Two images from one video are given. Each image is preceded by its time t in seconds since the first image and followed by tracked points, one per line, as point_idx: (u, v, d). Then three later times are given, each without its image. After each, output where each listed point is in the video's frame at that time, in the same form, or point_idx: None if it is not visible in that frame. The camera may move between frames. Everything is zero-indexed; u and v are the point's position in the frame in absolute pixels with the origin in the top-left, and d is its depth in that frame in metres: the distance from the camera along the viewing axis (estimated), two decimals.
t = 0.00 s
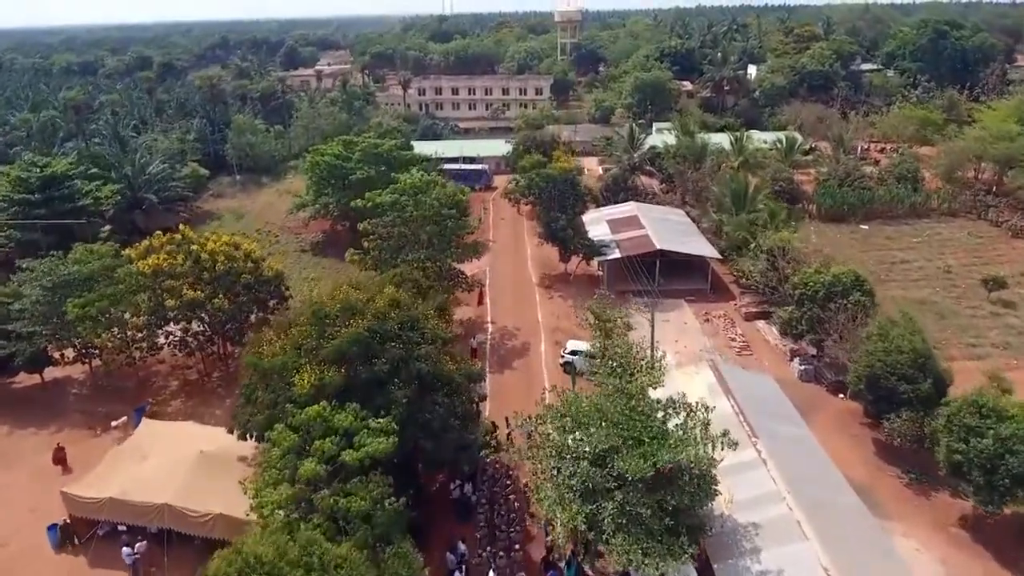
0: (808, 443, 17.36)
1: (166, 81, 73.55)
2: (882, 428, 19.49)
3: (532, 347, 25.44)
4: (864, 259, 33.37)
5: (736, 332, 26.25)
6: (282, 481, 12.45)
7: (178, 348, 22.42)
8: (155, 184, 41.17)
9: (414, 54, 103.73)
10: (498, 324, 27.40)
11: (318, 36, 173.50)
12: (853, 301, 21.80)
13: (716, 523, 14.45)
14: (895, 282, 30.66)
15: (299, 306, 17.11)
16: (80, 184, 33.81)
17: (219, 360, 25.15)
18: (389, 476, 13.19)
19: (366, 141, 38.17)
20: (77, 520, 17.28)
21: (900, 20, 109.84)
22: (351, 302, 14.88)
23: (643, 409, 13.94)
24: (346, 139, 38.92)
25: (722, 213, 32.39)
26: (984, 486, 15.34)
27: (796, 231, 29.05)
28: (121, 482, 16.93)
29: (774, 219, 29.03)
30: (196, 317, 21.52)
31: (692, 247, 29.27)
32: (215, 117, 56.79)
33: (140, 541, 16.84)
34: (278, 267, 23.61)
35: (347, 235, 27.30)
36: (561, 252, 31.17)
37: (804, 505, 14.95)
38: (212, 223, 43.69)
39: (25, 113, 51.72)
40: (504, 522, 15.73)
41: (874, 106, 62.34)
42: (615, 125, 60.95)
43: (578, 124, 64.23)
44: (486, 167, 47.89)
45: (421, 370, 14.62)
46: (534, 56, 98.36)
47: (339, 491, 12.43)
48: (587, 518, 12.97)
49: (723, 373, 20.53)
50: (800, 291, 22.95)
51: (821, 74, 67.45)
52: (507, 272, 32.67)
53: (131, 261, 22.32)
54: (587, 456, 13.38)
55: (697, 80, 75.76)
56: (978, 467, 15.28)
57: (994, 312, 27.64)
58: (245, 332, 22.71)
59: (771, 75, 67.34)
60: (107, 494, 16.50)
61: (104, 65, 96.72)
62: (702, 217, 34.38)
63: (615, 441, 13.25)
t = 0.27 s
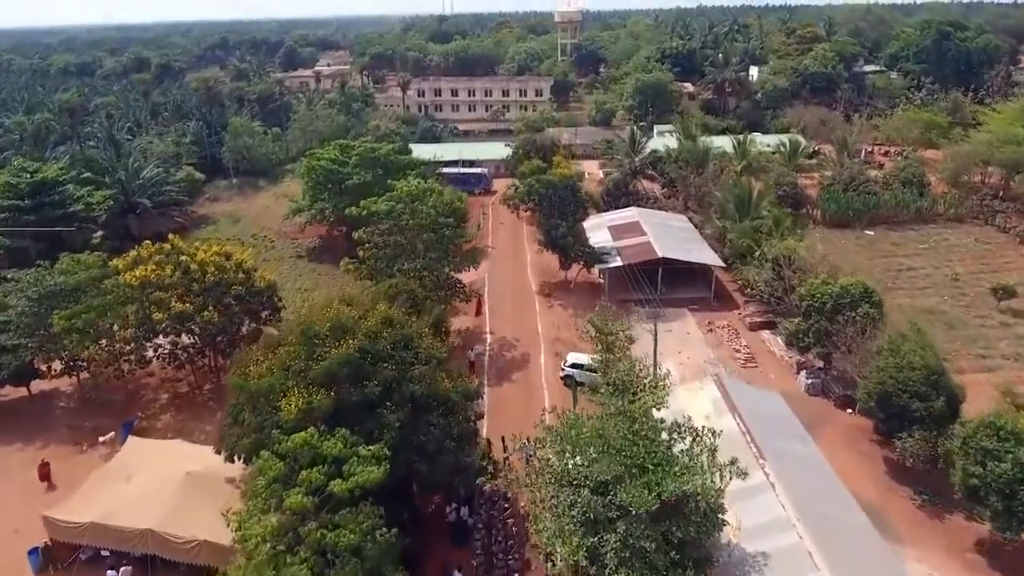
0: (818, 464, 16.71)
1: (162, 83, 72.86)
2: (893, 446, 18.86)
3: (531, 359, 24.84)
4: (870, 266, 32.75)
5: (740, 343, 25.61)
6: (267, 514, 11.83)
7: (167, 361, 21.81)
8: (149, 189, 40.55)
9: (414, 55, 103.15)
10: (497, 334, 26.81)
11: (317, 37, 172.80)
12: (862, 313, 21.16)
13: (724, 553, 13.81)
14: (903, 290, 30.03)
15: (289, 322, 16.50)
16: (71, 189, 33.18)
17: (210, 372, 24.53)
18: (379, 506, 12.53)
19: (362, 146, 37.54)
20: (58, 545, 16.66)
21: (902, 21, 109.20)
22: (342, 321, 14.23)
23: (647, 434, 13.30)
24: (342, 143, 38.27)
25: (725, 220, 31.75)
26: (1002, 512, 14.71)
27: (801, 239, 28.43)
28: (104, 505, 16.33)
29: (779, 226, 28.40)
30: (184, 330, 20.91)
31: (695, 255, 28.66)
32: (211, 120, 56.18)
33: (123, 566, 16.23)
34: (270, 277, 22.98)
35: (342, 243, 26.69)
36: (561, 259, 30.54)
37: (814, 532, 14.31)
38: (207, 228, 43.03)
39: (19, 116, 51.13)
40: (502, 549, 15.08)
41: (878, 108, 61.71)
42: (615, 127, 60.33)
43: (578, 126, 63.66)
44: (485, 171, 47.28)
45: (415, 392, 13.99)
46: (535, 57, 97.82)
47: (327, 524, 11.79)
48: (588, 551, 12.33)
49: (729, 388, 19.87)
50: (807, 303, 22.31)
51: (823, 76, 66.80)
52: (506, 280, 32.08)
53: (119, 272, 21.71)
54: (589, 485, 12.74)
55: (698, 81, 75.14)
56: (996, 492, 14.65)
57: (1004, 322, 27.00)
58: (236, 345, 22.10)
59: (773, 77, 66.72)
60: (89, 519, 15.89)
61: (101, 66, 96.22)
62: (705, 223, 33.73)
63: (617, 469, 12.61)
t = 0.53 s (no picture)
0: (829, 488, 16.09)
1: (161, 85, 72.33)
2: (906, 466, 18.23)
3: (532, 372, 24.25)
4: (877, 274, 32.09)
5: (746, 355, 24.98)
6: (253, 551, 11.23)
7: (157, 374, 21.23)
8: (145, 194, 39.98)
9: (415, 56, 102.64)
10: (497, 345, 26.22)
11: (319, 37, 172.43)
12: (873, 327, 20.55)
13: None
14: (912, 299, 29.36)
15: (279, 340, 15.89)
16: (64, 195, 32.62)
17: (203, 385, 23.96)
18: (371, 539, 11.91)
19: (361, 150, 36.93)
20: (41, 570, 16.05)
21: (907, 22, 108.51)
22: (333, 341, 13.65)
23: (652, 461, 12.71)
24: (340, 147, 37.69)
25: (729, 227, 31.10)
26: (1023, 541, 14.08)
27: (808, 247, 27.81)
28: (88, 529, 15.73)
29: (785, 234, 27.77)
30: (174, 343, 20.30)
31: (700, 263, 28.05)
32: (209, 122, 55.64)
33: None
34: (264, 288, 22.47)
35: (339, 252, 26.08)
36: (562, 267, 29.93)
37: (827, 562, 13.71)
38: (204, 233, 42.47)
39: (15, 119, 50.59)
40: None
41: (884, 110, 61.01)
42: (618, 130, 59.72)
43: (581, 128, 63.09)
44: (486, 174, 46.71)
45: (409, 416, 13.38)
46: (537, 58, 97.30)
47: (315, 560, 11.18)
48: None
49: (737, 404, 19.22)
50: (815, 315, 21.69)
51: (828, 78, 66.14)
52: (507, 288, 31.48)
53: (107, 284, 21.14)
54: (590, 517, 12.12)
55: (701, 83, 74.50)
56: (1016, 520, 14.03)
57: (1017, 333, 26.33)
58: (228, 358, 21.54)
59: (776, 79, 66.14)
60: (72, 543, 15.27)
61: (101, 68, 95.84)
62: (709, 229, 33.09)
63: (621, 501, 12.00)
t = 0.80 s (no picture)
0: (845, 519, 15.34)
1: (159, 88, 71.73)
2: (922, 491, 17.49)
3: (533, 387, 23.56)
4: (887, 284, 31.35)
5: (754, 371, 24.25)
6: None
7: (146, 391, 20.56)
8: (140, 199, 39.36)
9: (416, 58, 101.98)
10: (498, 359, 25.54)
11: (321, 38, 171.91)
12: (887, 345, 19.83)
13: None
14: (923, 311, 28.62)
15: (269, 363, 15.19)
16: (55, 202, 31.99)
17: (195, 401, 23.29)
18: None
19: (359, 156, 36.28)
20: None
21: (913, 23, 107.59)
22: (323, 368, 12.96)
23: (660, 497, 12.01)
24: (338, 153, 37.02)
25: (736, 236, 30.35)
26: None
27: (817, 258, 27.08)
28: (69, 560, 15.06)
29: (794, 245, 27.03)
30: (163, 360, 19.63)
31: (706, 274, 27.35)
32: (207, 126, 55.04)
33: None
34: (257, 302, 21.82)
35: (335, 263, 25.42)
36: (565, 277, 29.26)
37: None
38: (201, 239, 41.80)
39: (11, 123, 50.00)
40: None
41: (890, 114, 60.24)
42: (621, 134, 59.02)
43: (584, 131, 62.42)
44: (487, 179, 46.04)
45: (403, 448, 12.66)
46: (539, 59, 96.55)
47: None
48: None
49: (746, 426, 18.48)
50: (827, 332, 20.94)
51: (834, 81, 65.36)
52: (508, 299, 30.81)
53: (95, 297, 20.49)
54: (595, 559, 11.41)
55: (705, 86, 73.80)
56: None
57: None
58: (219, 374, 20.88)
59: (781, 82, 65.40)
60: None
61: (100, 69, 95.30)
62: (715, 238, 32.38)
63: (628, 543, 11.28)
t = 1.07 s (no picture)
0: (859, 547, 14.72)
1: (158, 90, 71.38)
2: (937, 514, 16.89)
3: (535, 401, 22.97)
4: (896, 293, 30.71)
5: (761, 384, 23.65)
6: None
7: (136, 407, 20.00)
8: (136, 204, 38.85)
9: (418, 59, 101.52)
10: (498, 371, 24.95)
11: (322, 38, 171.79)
12: (899, 361, 19.22)
13: None
14: (933, 321, 27.97)
15: (259, 385, 14.61)
16: (48, 208, 31.49)
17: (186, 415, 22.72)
18: None
19: (358, 161, 35.74)
20: None
21: (918, 24, 106.92)
22: (314, 394, 12.41)
23: (666, 530, 11.45)
24: (337, 158, 36.51)
25: (742, 244, 29.74)
26: None
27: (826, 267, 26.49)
28: None
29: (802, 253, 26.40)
30: (153, 376, 19.07)
31: (711, 284, 26.75)
32: (206, 129, 54.56)
33: None
34: (251, 314, 21.26)
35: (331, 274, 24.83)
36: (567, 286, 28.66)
37: None
38: (198, 244, 41.30)
39: (7, 126, 49.56)
40: None
41: (896, 117, 59.61)
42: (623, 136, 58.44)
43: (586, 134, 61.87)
44: (488, 184, 45.50)
45: (397, 477, 12.14)
46: (541, 59, 96.03)
47: None
48: None
49: (755, 445, 17.86)
50: (837, 347, 20.34)
51: (839, 83, 64.76)
52: (509, 308, 30.22)
53: (83, 311, 19.92)
54: None
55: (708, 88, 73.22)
56: None
57: None
58: (212, 389, 20.32)
59: (786, 84, 64.83)
60: None
61: (100, 70, 94.97)
62: (720, 245, 31.76)
63: None
